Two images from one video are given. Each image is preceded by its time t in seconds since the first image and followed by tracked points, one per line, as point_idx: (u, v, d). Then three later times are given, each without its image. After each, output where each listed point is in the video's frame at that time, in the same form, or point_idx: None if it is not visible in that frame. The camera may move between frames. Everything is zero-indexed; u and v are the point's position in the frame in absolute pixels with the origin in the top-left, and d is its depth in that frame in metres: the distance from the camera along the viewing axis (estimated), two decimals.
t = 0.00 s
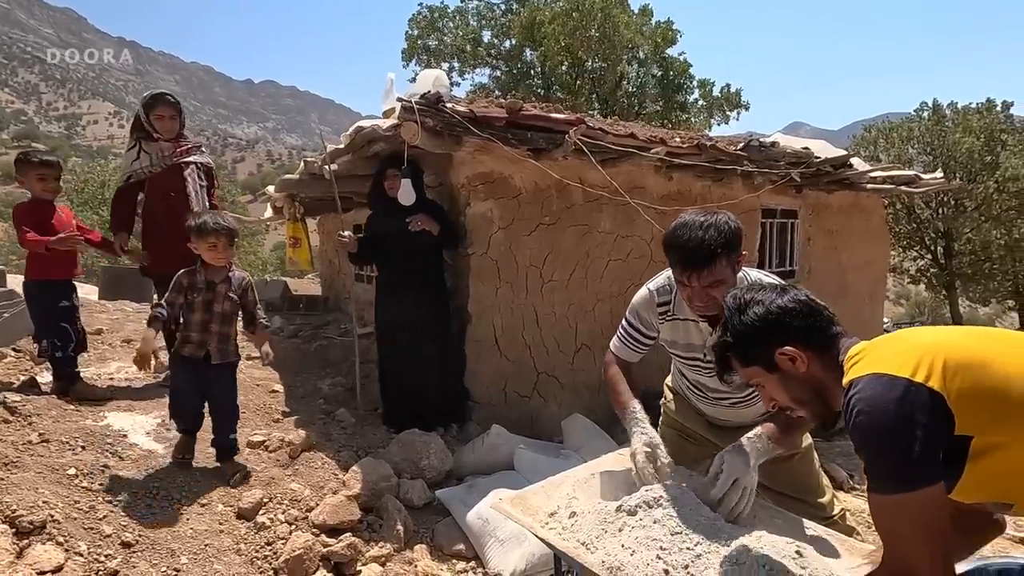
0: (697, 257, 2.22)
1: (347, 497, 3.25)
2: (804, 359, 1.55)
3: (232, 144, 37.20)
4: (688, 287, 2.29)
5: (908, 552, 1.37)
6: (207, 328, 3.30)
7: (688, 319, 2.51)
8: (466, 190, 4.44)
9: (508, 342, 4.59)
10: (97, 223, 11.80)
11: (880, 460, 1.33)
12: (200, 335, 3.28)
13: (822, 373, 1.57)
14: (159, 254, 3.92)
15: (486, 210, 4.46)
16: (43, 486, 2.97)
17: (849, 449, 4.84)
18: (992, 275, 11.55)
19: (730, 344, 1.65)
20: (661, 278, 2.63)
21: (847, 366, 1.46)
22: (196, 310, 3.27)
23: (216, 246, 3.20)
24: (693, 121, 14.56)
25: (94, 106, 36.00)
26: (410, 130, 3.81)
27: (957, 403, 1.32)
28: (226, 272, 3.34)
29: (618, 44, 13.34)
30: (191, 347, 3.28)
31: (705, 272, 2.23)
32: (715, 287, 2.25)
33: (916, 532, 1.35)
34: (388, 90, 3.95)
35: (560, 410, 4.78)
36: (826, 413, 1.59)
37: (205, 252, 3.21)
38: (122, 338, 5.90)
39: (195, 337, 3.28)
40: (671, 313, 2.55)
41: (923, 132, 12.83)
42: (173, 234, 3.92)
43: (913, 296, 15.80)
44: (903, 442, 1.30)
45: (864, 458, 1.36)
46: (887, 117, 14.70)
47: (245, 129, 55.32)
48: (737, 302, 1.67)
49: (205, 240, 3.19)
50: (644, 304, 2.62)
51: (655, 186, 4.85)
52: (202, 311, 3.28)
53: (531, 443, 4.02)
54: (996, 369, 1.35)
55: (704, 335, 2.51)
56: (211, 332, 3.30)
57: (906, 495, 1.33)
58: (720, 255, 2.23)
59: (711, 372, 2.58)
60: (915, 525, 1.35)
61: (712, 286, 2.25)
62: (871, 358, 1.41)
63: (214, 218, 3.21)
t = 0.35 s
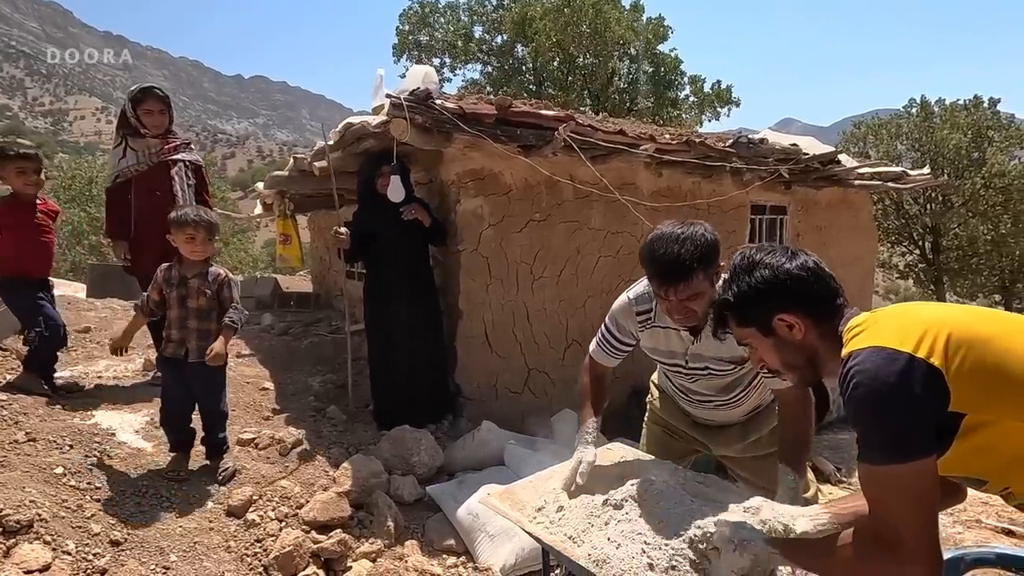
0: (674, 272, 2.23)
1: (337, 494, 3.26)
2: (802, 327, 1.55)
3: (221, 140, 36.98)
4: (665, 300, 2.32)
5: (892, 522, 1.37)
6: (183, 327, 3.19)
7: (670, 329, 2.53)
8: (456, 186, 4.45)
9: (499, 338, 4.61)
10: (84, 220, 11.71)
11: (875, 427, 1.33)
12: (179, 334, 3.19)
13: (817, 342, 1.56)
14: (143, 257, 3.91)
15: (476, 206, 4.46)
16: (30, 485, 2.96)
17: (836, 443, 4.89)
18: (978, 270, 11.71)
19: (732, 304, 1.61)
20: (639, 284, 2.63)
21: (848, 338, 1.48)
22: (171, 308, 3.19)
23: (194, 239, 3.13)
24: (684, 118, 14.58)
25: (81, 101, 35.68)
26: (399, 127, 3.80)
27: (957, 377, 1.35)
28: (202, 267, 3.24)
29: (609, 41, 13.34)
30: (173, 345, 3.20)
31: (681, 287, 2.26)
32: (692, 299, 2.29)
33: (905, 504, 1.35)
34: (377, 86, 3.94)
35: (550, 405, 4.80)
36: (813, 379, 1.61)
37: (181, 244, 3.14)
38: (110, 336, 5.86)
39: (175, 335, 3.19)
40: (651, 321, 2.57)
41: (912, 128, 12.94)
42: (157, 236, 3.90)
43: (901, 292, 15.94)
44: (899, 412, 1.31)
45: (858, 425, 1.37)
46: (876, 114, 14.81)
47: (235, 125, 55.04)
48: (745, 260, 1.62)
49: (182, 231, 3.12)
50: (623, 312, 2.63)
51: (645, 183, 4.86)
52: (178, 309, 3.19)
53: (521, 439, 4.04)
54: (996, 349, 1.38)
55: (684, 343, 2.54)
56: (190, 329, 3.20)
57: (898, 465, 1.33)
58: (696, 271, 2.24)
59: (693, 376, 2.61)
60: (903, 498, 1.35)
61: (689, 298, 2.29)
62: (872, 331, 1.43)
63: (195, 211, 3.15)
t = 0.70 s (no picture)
0: (656, 294, 2.23)
1: (328, 487, 3.24)
2: (811, 295, 1.56)
3: (213, 137, 36.79)
4: (646, 321, 2.31)
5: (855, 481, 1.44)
6: (152, 316, 3.11)
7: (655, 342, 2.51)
8: (448, 180, 4.40)
9: (491, 331, 4.59)
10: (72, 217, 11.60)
11: (867, 391, 1.37)
12: (150, 323, 3.11)
13: (824, 310, 1.58)
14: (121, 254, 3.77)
15: (468, 199, 4.44)
16: (15, 480, 2.93)
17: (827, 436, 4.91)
18: (967, 266, 11.80)
19: (741, 268, 1.62)
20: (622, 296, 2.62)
21: (864, 300, 1.50)
22: (141, 296, 3.11)
23: (158, 223, 3.05)
24: (677, 114, 14.57)
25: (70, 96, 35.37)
26: (389, 119, 3.76)
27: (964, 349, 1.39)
28: (170, 251, 3.16)
29: (601, 36, 13.31)
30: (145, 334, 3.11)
31: (663, 309, 2.26)
32: (674, 318, 2.29)
33: (872, 468, 1.41)
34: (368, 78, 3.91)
35: (542, 398, 4.81)
36: (815, 347, 1.64)
37: (143, 229, 3.06)
38: (98, 332, 5.81)
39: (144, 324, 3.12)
40: (632, 335, 2.55)
41: (902, 124, 12.98)
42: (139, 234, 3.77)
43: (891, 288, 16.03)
44: (894, 378, 1.34)
45: (848, 386, 1.40)
46: (867, 110, 14.88)
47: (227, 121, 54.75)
48: (760, 223, 1.62)
49: (145, 215, 3.03)
50: (605, 322, 2.61)
51: (637, 177, 4.85)
52: (148, 297, 3.11)
53: (514, 432, 4.03)
54: (1005, 323, 1.42)
55: (671, 356, 2.53)
56: (162, 317, 3.13)
57: (878, 431, 1.38)
58: (677, 291, 2.24)
59: (681, 387, 2.61)
60: (871, 461, 1.40)
61: (671, 317, 2.28)
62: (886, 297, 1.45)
63: (156, 195, 3.06)
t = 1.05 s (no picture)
0: (643, 331, 2.17)
1: (318, 481, 3.22)
2: (818, 268, 1.57)
3: (203, 133, 36.58)
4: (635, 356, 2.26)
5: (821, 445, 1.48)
6: (134, 309, 3.02)
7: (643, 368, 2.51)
8: (439, 172, 4.39)
9: (483, 325, 4.57)
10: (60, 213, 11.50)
11: (861, 350, 1.40)
12: (133, 314, 3.02)
13: (831, 284, 1.59)
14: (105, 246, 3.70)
15: (459, 192, 4.41)
16: None
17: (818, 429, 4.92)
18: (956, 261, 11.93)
19: (749, 238, 1.63)
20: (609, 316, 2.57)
21: (877, 265, 1.52)
22: (122, 287, 3.03)
23: (146, 212, 2.99)
24: (669, 110, 14.57)
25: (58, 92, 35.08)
26: (379, 110, 3.72)
27: (973, 318, 1.42)
28: (155, 244, 3.10)
29: (594, 32, 13.29)
30: (126, 325, 3.01)
31: (653, 346, 2.20)
32: (663, 353, 2.25)
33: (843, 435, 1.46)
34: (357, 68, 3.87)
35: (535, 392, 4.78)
36: (819, 323, 1.64)
37: (128, 217, 2.99)
38: (85, 328, 5.75)
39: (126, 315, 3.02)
40: (619, 359, 2.56)
41: (893, 120, 13.03)
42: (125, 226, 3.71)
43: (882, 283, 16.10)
44: (889, 343, 1.39)
45: (840, 345, 1.43)
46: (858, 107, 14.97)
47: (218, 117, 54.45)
48: (771, 193, 1.63)
49: (132, 203, 2.97)
50: (590, 343, 2.60)
51: (630, 170, 4.83)
52: (130, 289, 3.03)
53: (506, 424, 4.01)
54: (1015, 297, 1.45)
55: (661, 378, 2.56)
56: (144, 309, 3.04)
57: (861, 394, 1.41)
58: (664, 330, 2.19)
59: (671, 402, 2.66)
60: (841, 427, 1.45)
61: (661, 352, 2.24)
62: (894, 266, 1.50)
63: (144, 182, 3.00)
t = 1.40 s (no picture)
0: (644, 357, 2.16)
1: (310, 481, 3.19)
2: (830, 255, 1.55)
3: (194, 131, 36.36)
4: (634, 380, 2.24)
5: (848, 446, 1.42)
6: (137, 319, 2.92)
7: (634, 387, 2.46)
8: (431, 169, 4.35)
9: (477, 323, 4.55)
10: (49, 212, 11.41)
11: (883, 342, 1.38)
12: (137, 325, 2.92)
13: (843, 272, 1.57)
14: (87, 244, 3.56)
15: (452, 189, 4.39)
16: None
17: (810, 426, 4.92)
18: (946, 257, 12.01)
19: (760, 224, 1.60)
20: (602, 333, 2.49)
21: (898, 253, 1.51)
22: (121, 297, 2.91)
23: (144, 220, 2.87)
24: (662, 107, 14.57)
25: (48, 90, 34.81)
26: (370, 106, 3.71)
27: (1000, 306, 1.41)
28: (154, 251, 2.99)
29: (587, 29, 13.27)
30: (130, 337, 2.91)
31: (654, 372, 2.19)
32: (662, 379, 2.23)
33: (874, 435, 1.41)
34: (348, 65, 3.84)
35: (529, 390, 4.76)
36: (829, 311, 1.62)
37: (126, 226, 2.87)
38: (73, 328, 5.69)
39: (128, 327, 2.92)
40: (612, 375, 2.46)
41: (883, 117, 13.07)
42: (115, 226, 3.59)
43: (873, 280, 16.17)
44: (909, 331, 1.37)
45: (862, 337, 1.40)
46: (848, 104, 15.01)
47: (209, 114, 54.13)
48: (782, 177, 1.61)
49: (127, 208, 2.84)
50: (584, 360, 2.47)
51: (623, 167, 4.81)
52: (130, 299, 2.91)
53: (500, 423, 3.98)
54: None
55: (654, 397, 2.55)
56: (147, 321, 2.95)
57: (883, 386, 1.38)
58: (666, 356, 2.18)
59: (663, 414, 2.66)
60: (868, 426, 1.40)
61: (660, 378, 2.23)
62: (914, 253, 1.49)
63: (142, 187, 2.86)
